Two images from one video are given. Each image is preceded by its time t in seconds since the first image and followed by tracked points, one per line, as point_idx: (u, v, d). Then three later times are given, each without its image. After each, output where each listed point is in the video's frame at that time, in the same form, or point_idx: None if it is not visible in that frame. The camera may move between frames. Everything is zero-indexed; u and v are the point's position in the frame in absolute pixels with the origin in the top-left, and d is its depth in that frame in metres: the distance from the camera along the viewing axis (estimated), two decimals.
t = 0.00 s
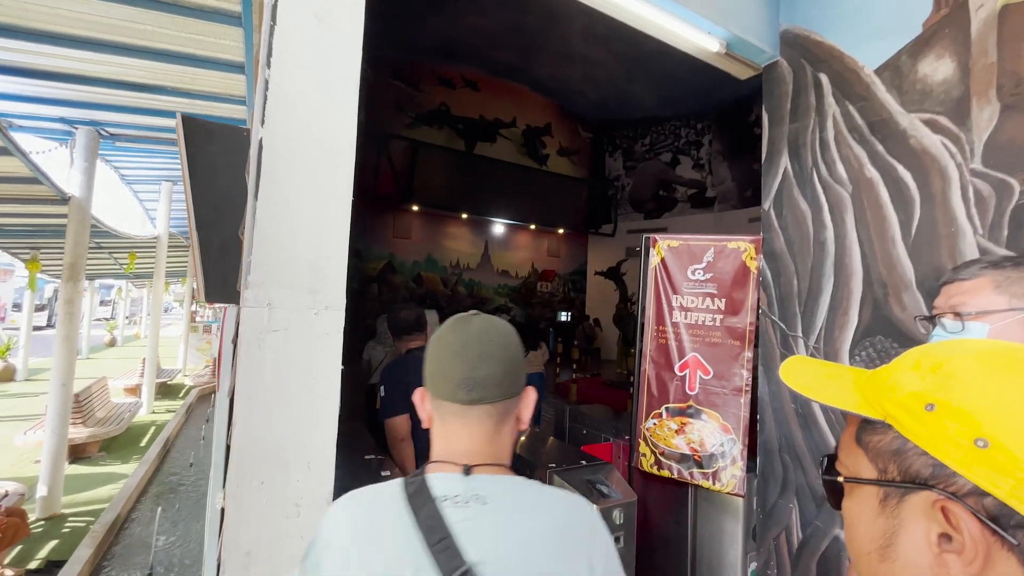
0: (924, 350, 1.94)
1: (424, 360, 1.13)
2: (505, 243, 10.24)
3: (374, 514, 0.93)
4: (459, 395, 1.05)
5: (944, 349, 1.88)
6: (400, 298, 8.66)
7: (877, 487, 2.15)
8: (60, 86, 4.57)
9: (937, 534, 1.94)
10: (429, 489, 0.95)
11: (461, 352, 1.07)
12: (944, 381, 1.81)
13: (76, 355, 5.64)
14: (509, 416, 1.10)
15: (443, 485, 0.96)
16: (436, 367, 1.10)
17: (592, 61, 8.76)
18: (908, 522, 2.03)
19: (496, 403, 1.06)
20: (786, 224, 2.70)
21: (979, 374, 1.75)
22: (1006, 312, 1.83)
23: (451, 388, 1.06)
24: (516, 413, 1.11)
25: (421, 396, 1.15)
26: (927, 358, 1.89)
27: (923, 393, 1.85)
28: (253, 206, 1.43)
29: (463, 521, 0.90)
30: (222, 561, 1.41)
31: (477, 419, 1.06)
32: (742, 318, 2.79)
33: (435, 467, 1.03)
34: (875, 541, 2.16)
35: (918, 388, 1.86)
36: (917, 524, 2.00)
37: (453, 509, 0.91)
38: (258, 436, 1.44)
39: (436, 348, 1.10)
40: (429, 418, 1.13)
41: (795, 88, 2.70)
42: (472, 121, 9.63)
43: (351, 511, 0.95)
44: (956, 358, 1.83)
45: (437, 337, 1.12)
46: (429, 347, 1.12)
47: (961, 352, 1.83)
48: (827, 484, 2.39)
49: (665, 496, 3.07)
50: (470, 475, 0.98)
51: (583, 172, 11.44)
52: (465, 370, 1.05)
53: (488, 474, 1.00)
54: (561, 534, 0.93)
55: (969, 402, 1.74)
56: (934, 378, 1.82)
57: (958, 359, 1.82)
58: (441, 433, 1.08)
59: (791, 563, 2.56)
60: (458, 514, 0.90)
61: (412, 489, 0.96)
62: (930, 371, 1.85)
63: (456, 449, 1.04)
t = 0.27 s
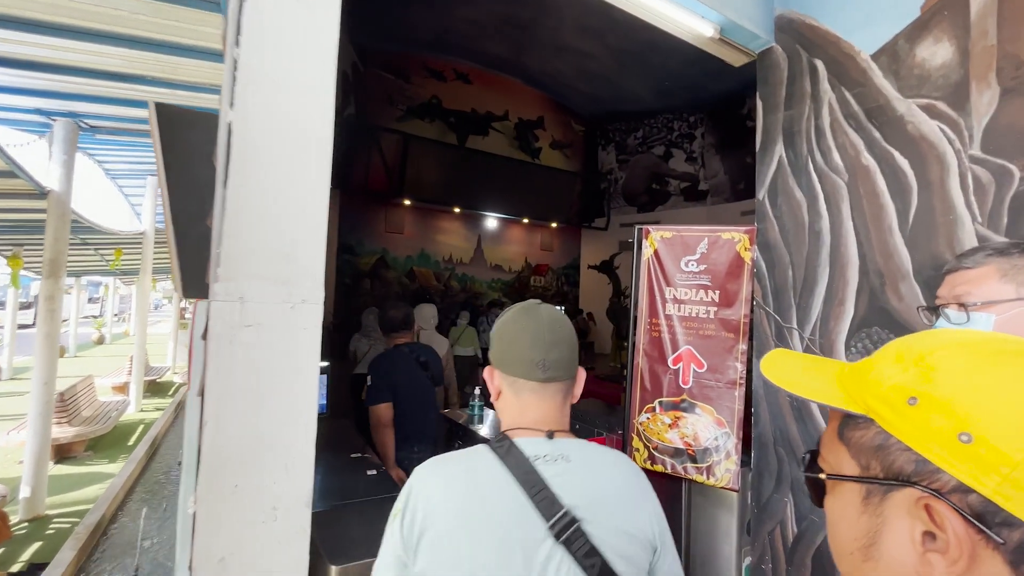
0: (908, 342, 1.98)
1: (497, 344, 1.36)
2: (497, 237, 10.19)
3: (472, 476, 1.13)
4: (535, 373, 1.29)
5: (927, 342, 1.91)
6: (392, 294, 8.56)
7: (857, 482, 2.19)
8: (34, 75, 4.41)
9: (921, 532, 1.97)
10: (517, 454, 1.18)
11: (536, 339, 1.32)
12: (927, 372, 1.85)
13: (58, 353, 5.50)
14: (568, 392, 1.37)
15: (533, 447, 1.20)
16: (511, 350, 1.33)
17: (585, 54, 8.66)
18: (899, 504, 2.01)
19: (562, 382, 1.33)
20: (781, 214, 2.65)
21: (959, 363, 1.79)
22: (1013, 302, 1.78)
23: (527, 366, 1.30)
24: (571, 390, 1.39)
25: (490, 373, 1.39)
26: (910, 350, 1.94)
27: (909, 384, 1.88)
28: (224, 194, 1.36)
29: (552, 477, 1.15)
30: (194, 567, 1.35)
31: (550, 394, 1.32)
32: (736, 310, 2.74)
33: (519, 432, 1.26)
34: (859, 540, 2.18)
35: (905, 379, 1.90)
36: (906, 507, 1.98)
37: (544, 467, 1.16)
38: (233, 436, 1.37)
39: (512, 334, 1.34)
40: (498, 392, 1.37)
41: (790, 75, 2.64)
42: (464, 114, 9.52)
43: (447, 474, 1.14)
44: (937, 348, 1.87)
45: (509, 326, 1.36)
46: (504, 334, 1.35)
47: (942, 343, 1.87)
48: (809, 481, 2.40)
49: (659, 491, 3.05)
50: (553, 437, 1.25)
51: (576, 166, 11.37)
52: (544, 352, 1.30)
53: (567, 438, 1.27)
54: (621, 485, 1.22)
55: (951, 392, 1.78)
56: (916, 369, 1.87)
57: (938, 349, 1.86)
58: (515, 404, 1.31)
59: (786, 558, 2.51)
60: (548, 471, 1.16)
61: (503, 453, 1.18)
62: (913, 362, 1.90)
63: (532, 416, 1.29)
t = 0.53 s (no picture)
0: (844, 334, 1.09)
1: (518, 337, 1.54)
2: (485, 234, 10.08)
3: (515, 454, 1.30)
4: (556, 361, 1.51)
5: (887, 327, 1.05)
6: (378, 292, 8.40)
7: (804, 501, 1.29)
8: None
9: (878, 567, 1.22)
10: (548, 431, 1.38)
11: (555, 332, 1.53)
12: (881, 372, 0.94)
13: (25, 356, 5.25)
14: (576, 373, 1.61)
15: (563, 424, 1.41)
16: (531, 341, 1.52)
17: (572, 50, 8.56)
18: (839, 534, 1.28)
19: (571, 367, 1.55)
20: (777, 207, 2.57)
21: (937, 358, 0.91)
22: None
23: (549, 355, 1.51)
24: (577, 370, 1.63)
25: (509, 358, 1.58)
26: (856, 337, 1.05)
27: (852, 391, 0.97)
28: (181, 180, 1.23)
29: (581, 447, 1.36)
30: None
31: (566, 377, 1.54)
32: (730, 306, 2.67)
33: (543, 411, 1.47)
34: None
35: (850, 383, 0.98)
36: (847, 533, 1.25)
37: (573, 439, 1.37)
38: (198, 446, 1.25)
39: (532, 329, 1.52)
40: (516, 375, 1.57)
41: (785, 64, 2.57)
42: (450, 110, 9.39)
43: (492, 453, 1.30)
44: (892, 339, 0.99)
45: (527, 320, 1.55)
46: (524, 327, 1.54)
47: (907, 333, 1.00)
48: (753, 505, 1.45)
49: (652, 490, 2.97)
50: (576, 412, 1.49)
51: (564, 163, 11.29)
52: (563, 344, 1.53)
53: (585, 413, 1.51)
54: (630, 453, 1.48)
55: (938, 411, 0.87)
56: (870, 366, 0.96)
57: (908, 338, 0.97)
58: (536, 386, 1.53)
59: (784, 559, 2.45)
60: (576, 442, 1.37)
61: (537, 432, 1.37)
62: (857, 361, 0.99)
63: (553, 396, 1.51)
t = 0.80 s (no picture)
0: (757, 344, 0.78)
1: (493, 346, 1.41)
2: (473, 233, 9.95)
3: (491, 462, 1.16)
4: (533, 372, 1.38)
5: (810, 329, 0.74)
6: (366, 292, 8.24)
7: (731, 546, 0.65)
8: None
9: None
10: (521, 436, 1.24)
11: (533, 342, 1.41)
12: (795, 378, 0.62)
13: None
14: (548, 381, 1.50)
15: (536, 428, 1.27)
16: (507, 350, 1.40)
17: (560, 48, 8.49)
18: None
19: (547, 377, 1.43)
20: (777, 204, 2.51)
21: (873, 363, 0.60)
22: None
23: (525, 364, 1.38)
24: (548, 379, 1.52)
25: (483, 367, 1.44)
26: (770, 338, 0.74)
27: (756, 407, 0.64)
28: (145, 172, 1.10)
29: (556, 450, 1.23)
30: None
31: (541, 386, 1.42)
32: (729, 306, 2.61)
33: (519, 419, 1.34)
34: None
35: (754, 396, 0.65)
36: None
37: (547, 443, 1.23)
38: (167, 468, 1.12)
39: (509, 336, 1.40)
40: (490, 385, 1.44)
41: (785, 57, 2.51)
42: (437, 107, 9.26)
43: (466, 465, 1.16)
44: (813, 339, 0.67)
45: (503, 327, 1.42)
46: (499, 334, 1.41)
47: (833, 332, 0.69)
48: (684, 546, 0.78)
49: (649, 498, 2.84)
50: (549, 418, 1.35)
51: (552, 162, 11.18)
52: (540, 353, 1.41)
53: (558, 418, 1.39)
54: (604, 447, 1.37)
55: (871, 430, 0.54)
56: (780, 371, 0.64)
57: (833, 338, 0.66)
58: (509, 397, 1.39)
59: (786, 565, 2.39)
60: (551, 446, 1.23)
61: (509, 439, 1.22)
62: (765, 371, 0.66)
63: (527, 406, 1.38)
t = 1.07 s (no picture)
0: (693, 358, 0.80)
1: (444, 332, 1.37)
2: (464, 230, 9.86)
3: (442, 436, 1.21)
4: (485, 357, 1.36)
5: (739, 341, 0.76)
6: (355, 291, 8.12)
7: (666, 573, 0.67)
8: None
9: None
10: (470, 412, 1.27)
11: (484, 326, 1.37)
12: (715, 394, 0.63)
13: None
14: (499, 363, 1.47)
15: (484, 405, 1.30)
16: (458, 335, 1.35)
17: (551, 44, 8.41)
18: None
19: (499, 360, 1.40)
20: (778, 199, 2.46)
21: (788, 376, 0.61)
22: None
23: (477, 349, 1.34)
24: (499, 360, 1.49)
25: (434, 352, 1.40)
26: (700, 354, 0.76)
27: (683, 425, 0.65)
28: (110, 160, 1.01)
29: (504, 425, 1.28)
30: None
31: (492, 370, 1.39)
32: (729, 303, 2.57)
33: (469, 399, 1.33)
34: None
35: (681, 414, 0.66)
36: None
37: (495, 419, 1.28)
38: (139, 483, 1.04)
39: (460, 322, 1.36)
40: (442, 368, 1.40)
41: (787, 48, 2.45)
42: (428, 103, 9.14)
43: (417, 438, 1.20)
44: (734, 353, 0.69)
45: (454, 312, 1.37)
46: (450, 320, 1.36)
47: (754, 344, 0.71)
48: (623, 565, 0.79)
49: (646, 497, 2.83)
50: (496, 397, 1.35)
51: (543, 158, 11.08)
52: (491, 338, 1.37)
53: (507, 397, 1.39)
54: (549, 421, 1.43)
55: (784, 443, 0.56)
56: (703, 388, 0.65)
57: (753, 351, 0.68)
58: (460, 381, 1.36)
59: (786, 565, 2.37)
60: (498, 422, 1.28)
61: (457, 415, 1.26)
62: (692, 388, 0.67)
63: (478, 388, 1.35)
